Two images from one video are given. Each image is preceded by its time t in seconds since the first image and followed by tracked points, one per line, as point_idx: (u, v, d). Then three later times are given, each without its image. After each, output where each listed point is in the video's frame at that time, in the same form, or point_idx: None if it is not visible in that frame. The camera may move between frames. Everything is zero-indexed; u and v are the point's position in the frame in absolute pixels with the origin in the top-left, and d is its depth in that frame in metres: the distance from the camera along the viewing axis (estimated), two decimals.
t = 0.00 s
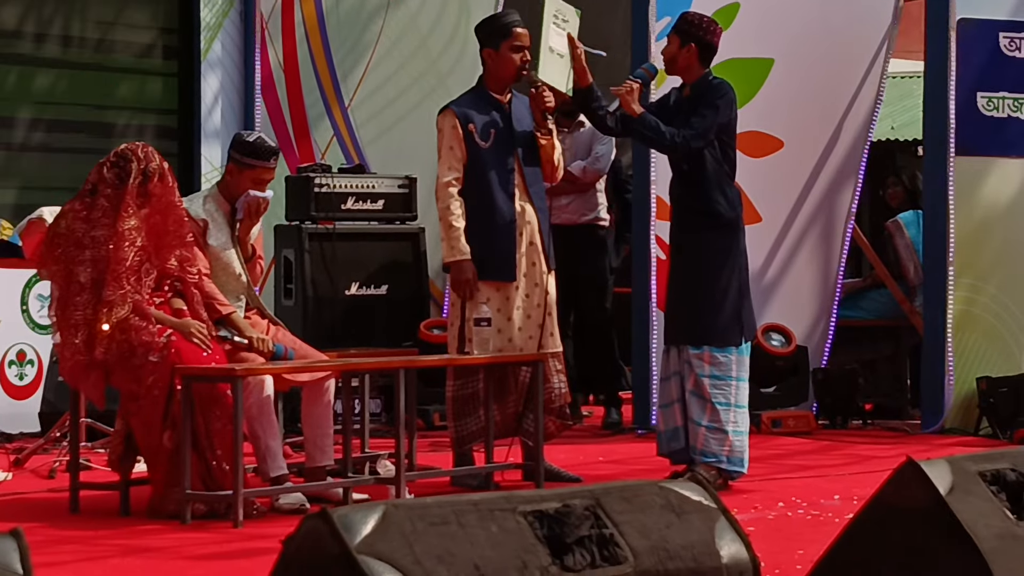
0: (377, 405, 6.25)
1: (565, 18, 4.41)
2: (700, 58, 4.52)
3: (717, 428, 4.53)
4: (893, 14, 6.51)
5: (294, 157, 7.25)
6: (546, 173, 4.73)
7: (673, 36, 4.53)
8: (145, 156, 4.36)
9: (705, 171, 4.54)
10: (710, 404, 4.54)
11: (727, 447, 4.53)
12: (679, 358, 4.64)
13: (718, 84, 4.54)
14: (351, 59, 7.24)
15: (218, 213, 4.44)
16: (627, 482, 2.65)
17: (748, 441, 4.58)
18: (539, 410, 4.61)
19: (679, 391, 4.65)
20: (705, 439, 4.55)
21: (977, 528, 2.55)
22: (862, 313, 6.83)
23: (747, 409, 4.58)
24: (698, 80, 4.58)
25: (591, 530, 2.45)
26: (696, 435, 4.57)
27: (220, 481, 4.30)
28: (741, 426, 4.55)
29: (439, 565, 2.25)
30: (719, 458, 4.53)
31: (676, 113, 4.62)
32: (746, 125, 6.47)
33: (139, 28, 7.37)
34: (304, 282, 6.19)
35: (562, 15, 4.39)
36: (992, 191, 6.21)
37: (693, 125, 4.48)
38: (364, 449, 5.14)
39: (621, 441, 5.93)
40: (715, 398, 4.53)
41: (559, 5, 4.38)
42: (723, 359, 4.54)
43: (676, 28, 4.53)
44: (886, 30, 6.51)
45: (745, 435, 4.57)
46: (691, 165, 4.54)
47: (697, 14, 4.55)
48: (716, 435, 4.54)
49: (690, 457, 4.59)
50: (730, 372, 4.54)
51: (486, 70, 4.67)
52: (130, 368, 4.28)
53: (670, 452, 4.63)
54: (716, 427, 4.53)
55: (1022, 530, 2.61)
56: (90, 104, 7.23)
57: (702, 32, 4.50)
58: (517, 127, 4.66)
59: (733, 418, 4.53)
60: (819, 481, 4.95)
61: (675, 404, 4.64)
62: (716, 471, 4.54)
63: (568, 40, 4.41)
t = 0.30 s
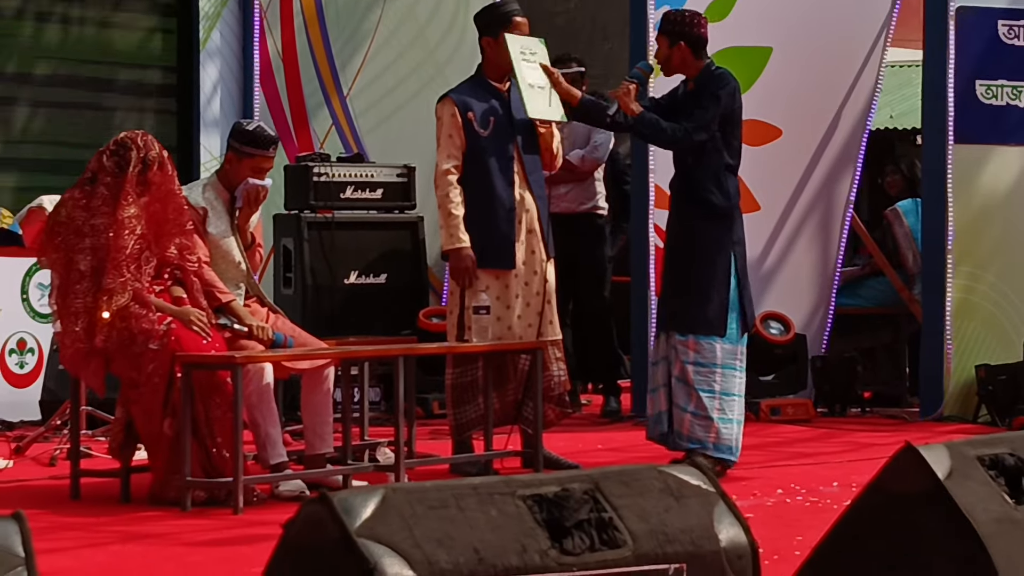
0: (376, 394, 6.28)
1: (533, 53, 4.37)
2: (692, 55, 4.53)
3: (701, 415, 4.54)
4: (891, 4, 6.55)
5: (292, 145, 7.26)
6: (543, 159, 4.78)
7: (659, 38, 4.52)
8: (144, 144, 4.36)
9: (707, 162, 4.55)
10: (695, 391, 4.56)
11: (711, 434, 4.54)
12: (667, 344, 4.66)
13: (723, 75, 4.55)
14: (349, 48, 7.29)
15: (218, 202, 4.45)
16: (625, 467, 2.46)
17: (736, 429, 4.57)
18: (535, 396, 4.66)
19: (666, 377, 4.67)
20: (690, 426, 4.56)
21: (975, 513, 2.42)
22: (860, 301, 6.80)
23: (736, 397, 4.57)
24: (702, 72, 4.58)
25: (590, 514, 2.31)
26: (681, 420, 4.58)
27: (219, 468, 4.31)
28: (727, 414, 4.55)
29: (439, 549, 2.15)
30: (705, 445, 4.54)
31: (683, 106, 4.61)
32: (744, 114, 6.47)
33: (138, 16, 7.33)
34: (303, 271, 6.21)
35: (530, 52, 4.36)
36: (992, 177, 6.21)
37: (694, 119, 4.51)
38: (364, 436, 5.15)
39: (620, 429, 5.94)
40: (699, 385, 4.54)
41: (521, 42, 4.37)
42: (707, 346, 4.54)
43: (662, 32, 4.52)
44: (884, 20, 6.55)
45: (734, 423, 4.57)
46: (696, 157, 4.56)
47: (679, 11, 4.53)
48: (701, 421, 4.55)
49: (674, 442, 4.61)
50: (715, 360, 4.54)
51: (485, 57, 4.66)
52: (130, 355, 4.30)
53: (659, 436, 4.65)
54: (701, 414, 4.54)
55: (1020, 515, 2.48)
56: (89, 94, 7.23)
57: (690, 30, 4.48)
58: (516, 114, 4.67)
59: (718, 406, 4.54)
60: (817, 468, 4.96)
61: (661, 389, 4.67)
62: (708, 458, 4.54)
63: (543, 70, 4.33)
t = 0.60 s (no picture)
0: (373, 385, 6.29)
1: (520, 63, 4.34)
2: (693, 40, 4.50)
3: (699, 406, 4.54)
4: None
5: (289, 136, 7.26)
6: (541, 150, 4.78)
7: (662, 21, 4.50)
8: (139, 135, 4.33)
9: (701, 151, 4.54)
10: (693, 381, 4.55)
11: (708, 424, 4.53)
12: (663, 335, 4.65)
13: (717, 64, 4.53)
14: (347, 39, 7.25)
15: (214, 192, 4.43)
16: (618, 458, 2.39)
17: (731, 420, 4.57)
18: (533, 387, 4.62)
19: (660, 367, 4.66)
20: (688, 417, 4.56)
21: (969, 503, 2.36)
22: (857, 291, 6.80)
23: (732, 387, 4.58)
24: (697, 61, 4.56)
25: (584, 505, 2.23)
26: (678, 411, 4.57)
27: (215, 460, 4.30)
28: (724, 405, 4.54)
29: (432, 540, 2.08)
30: (702, 435, 4.54)
31: (681, 94, 4.55)
32: (742, 104, 6.44)
33: (133, 6, 7.32)
34: (300, 261, 6.20)
35: (519, 63, 4.33)
36: (989, 168, 6.20)
37: (687, 106, 4.50)
38: (360, 428, 5.14)
39: (617, 420, 5.94)
40: (698, 375, 4.54)
41: (508, 55, 4.34)
42: (706, 337, 4.53)
43: (665, 15, 4.50)
44: (882, 10, 6.50)
45: (730, 414, 4.57)
46: (689, 146, 4.55)
47: None
48: (699, 412, 4.55)
49: (671, 433, 4.60)
50: (714, 350, 4.53)
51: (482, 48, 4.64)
52: (124, 347, 4.28)
53: (650, 427, 4.65)
54: (699, 405, 4.54)
55: (1015, 505, 2.43)
56: (85, 84, 7.21)
57: (691, 15, 4.46)
58: (513, 105, 4.64)
59: (716, 396, 4.54)
60: (814, 458, 4.95)
61: (653, 379, 4.66)
62: (705, 449, 4.55)
63: (534, 78, 4.29)
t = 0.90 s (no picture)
0: (372, 375, 6.29)
1: (531, 90, 4.39)
2: (691, 30, 4.49)
3: (698, 396, 4.54)
4: None
5: (286, 126, 7.24)
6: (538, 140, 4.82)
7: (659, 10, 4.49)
8: (136, 126, 4.31)
9: (697, 142, 4.52)
10: (691, 372, 4.55)
11: (707, 414, 4.53)
12: (663, 325, 4.64)
13: (714, 54, 4.53)
14: (343, 28, 7.25)
15: (211, 182, 4.43)
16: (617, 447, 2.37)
17: (729, 409, 4.57)
18: (533, 378, 4.62)
19: (663, 357, 4.65)
20: (686, 407, 4.56)
21: (967, 492, 2.31)
22: (856, 281, 6.80)
23: (730, 377, 4.58)
24: (695, 51, 4.55)
25: (582, 495, 2.22)
26: (677, 401, 4.58)
27: (213, 450, 4.30)
28: (722, 394, 4.55)
29: (430, 530, 2.06)
30: (700, 426, 4.54)
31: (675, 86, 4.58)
32: (739, 94, 6.43)
33: None
34: (298, 252, 6.20)
35: (530, 90, 4.39)
36: (986, 158, 6.19)
37: (685, 97, 4.47)
38: (358, 418, 5.14)
39: (616, 409, 5.94)
40: (696, 365, 4.53)
41: (519, 83, 4.39)
42: (703, 327, 4.52)
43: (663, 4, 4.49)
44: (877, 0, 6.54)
45: (728, 403, 4.58)
46: (683, 135, 4.54)
47: None
48: (697, 402, 4.55)
49: (672, 423, 4.60)
50: (711, 341, 4.53)
51: (479, 37, 4.63)
52: (122, 338, 4.27)
53: (654, 418, 4.63)
54: (697, 395, 4.54)
55: (1012, 494, 2.38)
56: (82, 74, 7.19)
57: (688, 4, 4.46)
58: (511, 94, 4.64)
59: (714, 385, 4.54)
60: (812, 448, 4.94)
61: (657, 369, 4.64)
62: (704, 438, 4.55)
63: (546, 104, 4.36)
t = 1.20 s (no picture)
0: (371, 366, 6.31)
1: (546, 75, 4.42)
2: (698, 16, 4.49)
3: (695, 387, 4.54)
4: None
5: (284, 117, 7.18)
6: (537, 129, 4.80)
7: None
8: (135, 118, 4.31)
9: (693, 132, 4.52)
10: (688, 362, 4.55)
11: (704, 405, 4.54)
12: (660, 316, 4.66)
13: (706, 42, 4.52)
14: (342, 21, 7.30)
15: (209, 174, 4.43)
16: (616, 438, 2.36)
17: (727, 400, 4.57)
18: (531, 369, 4.63)
19: (660, 348, 4.66)
20: (684, 397, 4.56)
21: (967, 481, 2.32)
22: (853, 272, 6.80)
23: (728, 367, 4.57)
24: (691, 39, 4.55)
25: (582, 486, 2.20)
26: (675, 392, 4.58)
27: (212, 442, 4.30)
28: (720, 384, 4.55)
29: (431, 521, 2.04)
30: (698, 417, 4.54)
31: (670, 72, 4.58)
32: (738, 85, 6.42)
33: None
34: (297, 243, 6.22)
35: (545, 74, 4.42)
36: (984, 148, 6.20)
37: (684, 85, 4.47)
38: (358, 410, 5.14)
39: (616, 400, 5.95)
40: (692, 356, 4.54)
41: (535, 69, 4.42)
42: (700, 318, 4.53)
43: None
44: None
45: (725, 394, 4.57)
46: (680, 125, 4.53)
47: None
48: (695, 393, 4.55)
49: (670, 413, 4.61)
50: (708, 331, 4.53)
51: (479, 29, 4.63)
52: (122, 330, 4.27)
53: (653, 409, 4.65)
54: (694, 385, 4.54)
55: (1012, 484, 2.38)
56: (81, 67, 7.20)
57: None
58: (509, 86, 4.63)
59: (711, 376, 4.54)
60: (811, 438, 4.95)
61: (655, 359, 4.65)
62: (702, 429, 4.54)
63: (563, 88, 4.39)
